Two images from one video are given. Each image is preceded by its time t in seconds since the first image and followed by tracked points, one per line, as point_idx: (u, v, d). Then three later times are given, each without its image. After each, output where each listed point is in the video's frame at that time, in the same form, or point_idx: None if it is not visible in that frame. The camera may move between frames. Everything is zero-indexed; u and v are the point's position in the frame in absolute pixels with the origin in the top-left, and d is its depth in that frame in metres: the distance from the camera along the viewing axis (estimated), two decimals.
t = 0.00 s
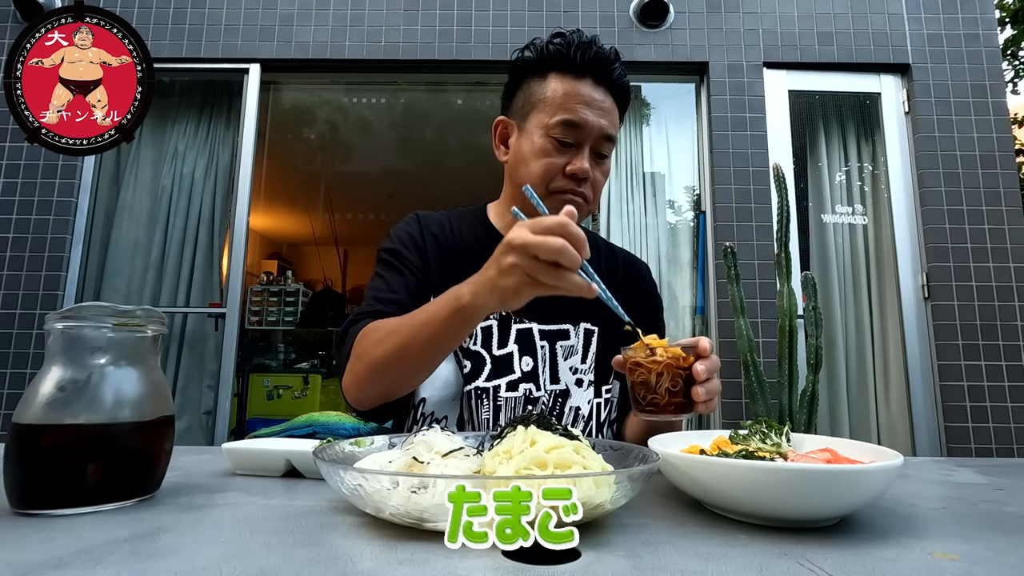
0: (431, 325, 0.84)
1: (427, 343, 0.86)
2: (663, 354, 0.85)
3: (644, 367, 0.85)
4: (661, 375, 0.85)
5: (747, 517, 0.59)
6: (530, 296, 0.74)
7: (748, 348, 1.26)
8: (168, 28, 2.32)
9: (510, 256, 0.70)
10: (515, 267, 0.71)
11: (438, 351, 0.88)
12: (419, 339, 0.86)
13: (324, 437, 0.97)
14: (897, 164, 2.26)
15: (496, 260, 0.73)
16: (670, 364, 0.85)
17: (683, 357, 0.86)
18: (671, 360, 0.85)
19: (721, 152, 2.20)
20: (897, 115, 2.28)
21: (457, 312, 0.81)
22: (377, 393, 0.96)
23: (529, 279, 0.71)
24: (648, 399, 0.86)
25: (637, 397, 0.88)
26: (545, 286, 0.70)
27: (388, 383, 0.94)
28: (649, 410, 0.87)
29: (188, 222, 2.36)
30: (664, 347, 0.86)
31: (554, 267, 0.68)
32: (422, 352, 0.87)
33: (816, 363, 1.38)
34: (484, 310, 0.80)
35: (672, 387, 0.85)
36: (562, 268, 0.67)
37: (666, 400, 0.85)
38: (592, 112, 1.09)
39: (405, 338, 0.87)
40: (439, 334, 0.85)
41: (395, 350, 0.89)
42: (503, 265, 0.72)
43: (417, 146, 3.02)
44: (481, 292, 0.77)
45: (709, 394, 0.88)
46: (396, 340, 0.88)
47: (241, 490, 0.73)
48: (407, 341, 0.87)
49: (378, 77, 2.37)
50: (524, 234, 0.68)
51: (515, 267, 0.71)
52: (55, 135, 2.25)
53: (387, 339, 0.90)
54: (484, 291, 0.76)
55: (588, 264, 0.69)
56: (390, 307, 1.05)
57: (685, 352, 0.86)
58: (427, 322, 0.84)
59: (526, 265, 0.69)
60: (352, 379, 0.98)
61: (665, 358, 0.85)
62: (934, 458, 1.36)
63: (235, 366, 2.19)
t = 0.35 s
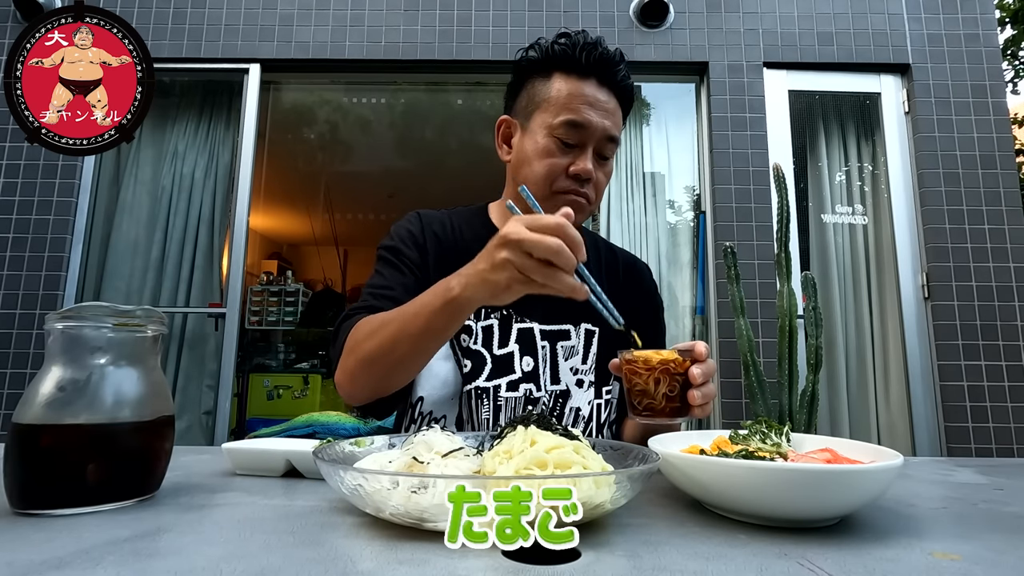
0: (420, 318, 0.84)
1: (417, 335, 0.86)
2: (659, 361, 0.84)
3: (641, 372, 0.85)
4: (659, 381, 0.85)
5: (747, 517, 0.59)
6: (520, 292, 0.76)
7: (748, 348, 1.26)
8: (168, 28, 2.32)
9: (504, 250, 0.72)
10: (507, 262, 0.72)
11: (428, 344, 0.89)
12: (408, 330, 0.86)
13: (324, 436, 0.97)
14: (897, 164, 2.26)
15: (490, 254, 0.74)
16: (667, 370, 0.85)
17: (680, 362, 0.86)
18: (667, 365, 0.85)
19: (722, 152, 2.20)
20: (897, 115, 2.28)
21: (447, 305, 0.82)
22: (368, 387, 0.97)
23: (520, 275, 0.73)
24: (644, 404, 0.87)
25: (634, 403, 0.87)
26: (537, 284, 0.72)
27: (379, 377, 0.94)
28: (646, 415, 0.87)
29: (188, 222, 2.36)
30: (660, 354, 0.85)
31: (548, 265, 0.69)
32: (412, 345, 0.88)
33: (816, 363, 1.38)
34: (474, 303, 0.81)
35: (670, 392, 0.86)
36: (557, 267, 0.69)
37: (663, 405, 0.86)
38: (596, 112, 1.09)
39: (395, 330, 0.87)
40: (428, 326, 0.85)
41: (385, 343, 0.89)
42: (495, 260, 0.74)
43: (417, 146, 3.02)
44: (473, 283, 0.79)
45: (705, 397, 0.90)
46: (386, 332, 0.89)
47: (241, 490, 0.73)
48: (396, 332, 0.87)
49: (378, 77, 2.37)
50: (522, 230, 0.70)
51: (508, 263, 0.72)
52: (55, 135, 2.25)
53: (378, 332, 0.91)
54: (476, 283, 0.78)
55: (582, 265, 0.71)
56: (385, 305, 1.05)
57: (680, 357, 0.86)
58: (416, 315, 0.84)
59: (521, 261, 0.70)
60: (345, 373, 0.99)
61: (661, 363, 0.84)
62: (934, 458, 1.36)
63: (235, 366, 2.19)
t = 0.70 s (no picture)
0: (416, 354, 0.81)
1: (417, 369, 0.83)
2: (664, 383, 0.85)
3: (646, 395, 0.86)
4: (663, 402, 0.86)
5: (746, 517, 0.59)
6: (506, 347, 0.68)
7: (748, 348, 1.26)
8: (168, 28, 2.31)
9: (475, 302, 0.64)
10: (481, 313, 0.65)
11: (430, 378, 0.85)
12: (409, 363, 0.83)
13: (324, 437, 0.97)
14: (897, 164, 2.26)
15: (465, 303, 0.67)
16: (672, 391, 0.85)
17: (685, 382, 0.86)
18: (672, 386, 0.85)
19: (722, 152, 2.20)
20: (897, 115, 2.28)
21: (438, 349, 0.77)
22: (380, 403, 0.97)
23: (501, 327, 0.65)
24: (650, 423, 0.89)
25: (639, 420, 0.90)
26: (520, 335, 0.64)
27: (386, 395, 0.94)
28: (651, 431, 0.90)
29: (188, 222, 2.36)
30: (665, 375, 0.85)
31: (528, 314, 0.61)
32: (413, 376, 0.85)
33: (816, 363, 1.38)
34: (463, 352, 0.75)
35: (674, 411, 0.86)
36: (538, 313, 0.60)
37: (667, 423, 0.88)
38: (599, 109, 1.09)
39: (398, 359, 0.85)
40: (426, 364, 0.81)
41: (389, 368, 0.88)
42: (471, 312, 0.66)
43: (417, 146, 3.02)
44: (458, 333, 0.72)
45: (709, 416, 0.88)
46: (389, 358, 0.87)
47: (241, 490, 0.73)
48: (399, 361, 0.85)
49: (379, 77, 2.37)
50: (490, 274, 0.61)
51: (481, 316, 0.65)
52: (55, 135, 2.25)
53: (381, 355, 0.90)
54: (459, 333, 0.71)
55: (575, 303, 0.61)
56: (397, 301, 1.03)
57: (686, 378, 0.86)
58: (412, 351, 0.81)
59: (495, 311, 0.63)
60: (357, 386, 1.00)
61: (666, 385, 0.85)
62: (934, 458, 1.36)
63: (235, 366, 2.19)
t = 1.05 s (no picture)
0: (440, 380, 0.80)
1: (437, 393, 0.83)
2: (671, 388, 0.85)
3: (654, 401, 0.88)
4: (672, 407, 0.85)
5: (746, 517, 0.59)
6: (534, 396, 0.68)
7: (748, 348, 1.26)
8: (168, 28, 2.31)
9: (506, 348, 0.64)
10: (511, 363, 0.65)
11: (450, 401, 0.85)
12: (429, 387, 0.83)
13: (324, 437, 0.97)
14: (897, 164, 2.26)
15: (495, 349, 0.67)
16: (680, 395, 0.86)
17: (693, 386, 0.87)
18: (680, 391, 0.86)
19: (721, 152, 2.20)
20: (897, 115, 2.28)
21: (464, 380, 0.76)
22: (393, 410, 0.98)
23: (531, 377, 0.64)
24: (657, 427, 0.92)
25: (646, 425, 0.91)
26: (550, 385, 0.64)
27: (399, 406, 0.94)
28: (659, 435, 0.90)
29: (188, 222, 2.35)
30: (673, 381, 0.86)
31: (561, 367, 0.61)
32: (431, 397, 0.85)
33: (816, 363, 1.38)
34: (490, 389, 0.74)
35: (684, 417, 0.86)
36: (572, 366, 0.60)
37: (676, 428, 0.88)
38: (600, 107, 1.09)
39: (417, 381, 0.85)
40: (448, 390, 0.81)
41: (407, 386, 0.87)
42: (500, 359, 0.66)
43: (417, 146, 3.02)
44: (485, 369, 0.71)
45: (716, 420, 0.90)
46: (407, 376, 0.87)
47: (241, 490, 0.73)
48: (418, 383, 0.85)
49: (378, 77, 2.37)
50: (523, 324, 0.62)
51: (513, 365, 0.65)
52: (55, 135, 2.25)
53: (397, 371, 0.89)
54: (486, 370, 0.71)
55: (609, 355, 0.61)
56: (411, 302, 1.04)
57: (695, 383, 0.87)
58: (435, 375, 0.81)
59: (526, 362, 0.63)
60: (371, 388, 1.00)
61: (675, 390, 0.85)
62: (934, 458, 1.36)
63: (235, 366, 2.19)
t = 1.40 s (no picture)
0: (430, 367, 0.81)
1: (425, 381, 0.84)
2: (675, 376, 0.84)
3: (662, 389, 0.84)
4: (676, 396, 0.85)
5: (747, 517, 0.59)
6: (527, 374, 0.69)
7: (748, 348, 1.26)
8: (168, 28, 2.31)
9: (503, 325, 0.64)
10: (505, 339, 0.65)
11: (443, 389, 0.86)
12: (419, 376, 0.84)
13: (324, 437, 0.97)
14: (897, 164, 2.26)
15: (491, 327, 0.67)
16: (684, 384, 0.84)
17: (697, 374, 0.85)
18: (684, 379, 0.84)
19: (721, 152, 2.20)
20: (897, 115, 2.28)
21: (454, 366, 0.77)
22: (386, 402, 0.98)
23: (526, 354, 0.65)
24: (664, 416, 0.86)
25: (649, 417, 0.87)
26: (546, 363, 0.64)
27: (389, 396, 0.95)
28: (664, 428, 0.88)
29: (188, 222, 2.35)
30: (676, 369, 0.84)
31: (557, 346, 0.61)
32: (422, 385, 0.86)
33: (816, 363, 1.38)
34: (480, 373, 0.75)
35: (687, 405, 0.86)
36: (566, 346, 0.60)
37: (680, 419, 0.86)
38: (597, 108, 1.09)
39: (407, 369, 0.85)
40: (437, 378, 0.82)
41: (398, 376, 0.88)
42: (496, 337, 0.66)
43: (416, 146, 3.02)
44: (474, 353, 0.72)
45: (720, 409, 0.90)
46: (398, 367, 0.87)
47: (241, 490, 0.73)
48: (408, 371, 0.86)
49: (379, 77, 2.37)
50: (522, 302, 0.62)
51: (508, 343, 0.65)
52: (55, 135, 2.25)
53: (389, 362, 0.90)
54: (476, 354, 0.72)
55: (605, 336, 0.61)
56: (405, 297, 1.04)
57: (698, 371, 0.85)
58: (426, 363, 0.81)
59: (521, 339, 0.63)
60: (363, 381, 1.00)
61: (679, 378, 0.84)
62: (934, 458, 1.36)
63: (235, 366, 2.19)
